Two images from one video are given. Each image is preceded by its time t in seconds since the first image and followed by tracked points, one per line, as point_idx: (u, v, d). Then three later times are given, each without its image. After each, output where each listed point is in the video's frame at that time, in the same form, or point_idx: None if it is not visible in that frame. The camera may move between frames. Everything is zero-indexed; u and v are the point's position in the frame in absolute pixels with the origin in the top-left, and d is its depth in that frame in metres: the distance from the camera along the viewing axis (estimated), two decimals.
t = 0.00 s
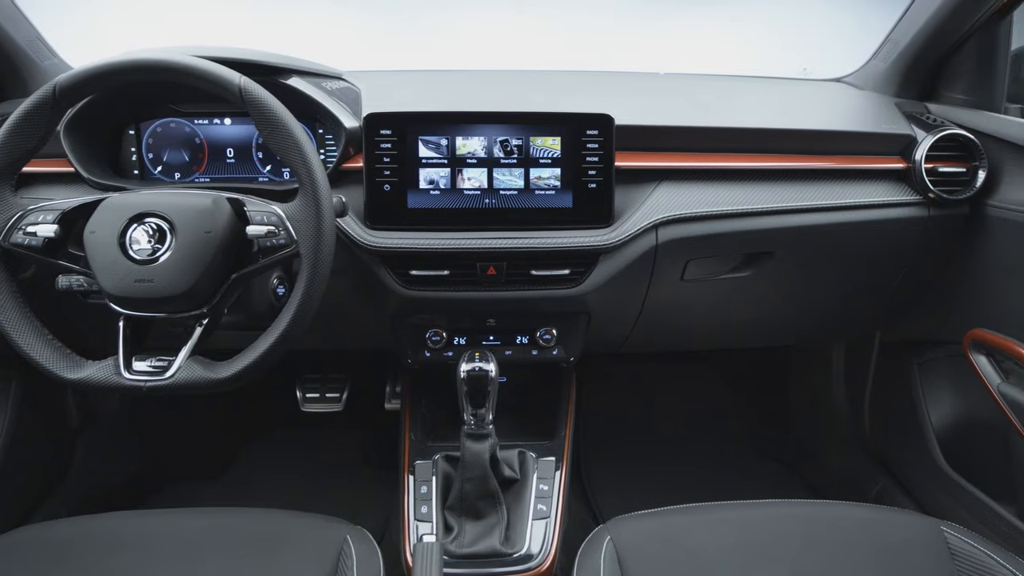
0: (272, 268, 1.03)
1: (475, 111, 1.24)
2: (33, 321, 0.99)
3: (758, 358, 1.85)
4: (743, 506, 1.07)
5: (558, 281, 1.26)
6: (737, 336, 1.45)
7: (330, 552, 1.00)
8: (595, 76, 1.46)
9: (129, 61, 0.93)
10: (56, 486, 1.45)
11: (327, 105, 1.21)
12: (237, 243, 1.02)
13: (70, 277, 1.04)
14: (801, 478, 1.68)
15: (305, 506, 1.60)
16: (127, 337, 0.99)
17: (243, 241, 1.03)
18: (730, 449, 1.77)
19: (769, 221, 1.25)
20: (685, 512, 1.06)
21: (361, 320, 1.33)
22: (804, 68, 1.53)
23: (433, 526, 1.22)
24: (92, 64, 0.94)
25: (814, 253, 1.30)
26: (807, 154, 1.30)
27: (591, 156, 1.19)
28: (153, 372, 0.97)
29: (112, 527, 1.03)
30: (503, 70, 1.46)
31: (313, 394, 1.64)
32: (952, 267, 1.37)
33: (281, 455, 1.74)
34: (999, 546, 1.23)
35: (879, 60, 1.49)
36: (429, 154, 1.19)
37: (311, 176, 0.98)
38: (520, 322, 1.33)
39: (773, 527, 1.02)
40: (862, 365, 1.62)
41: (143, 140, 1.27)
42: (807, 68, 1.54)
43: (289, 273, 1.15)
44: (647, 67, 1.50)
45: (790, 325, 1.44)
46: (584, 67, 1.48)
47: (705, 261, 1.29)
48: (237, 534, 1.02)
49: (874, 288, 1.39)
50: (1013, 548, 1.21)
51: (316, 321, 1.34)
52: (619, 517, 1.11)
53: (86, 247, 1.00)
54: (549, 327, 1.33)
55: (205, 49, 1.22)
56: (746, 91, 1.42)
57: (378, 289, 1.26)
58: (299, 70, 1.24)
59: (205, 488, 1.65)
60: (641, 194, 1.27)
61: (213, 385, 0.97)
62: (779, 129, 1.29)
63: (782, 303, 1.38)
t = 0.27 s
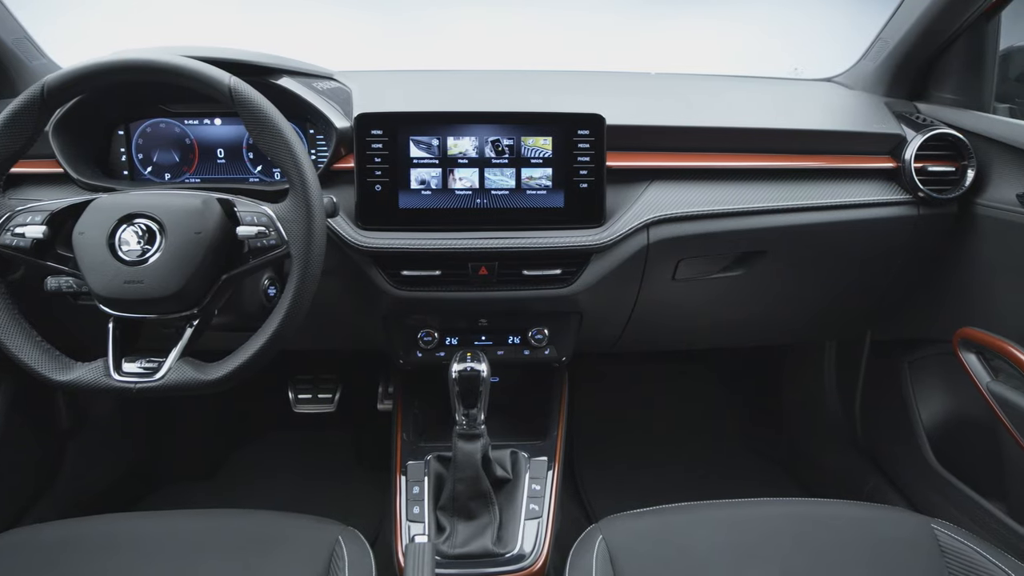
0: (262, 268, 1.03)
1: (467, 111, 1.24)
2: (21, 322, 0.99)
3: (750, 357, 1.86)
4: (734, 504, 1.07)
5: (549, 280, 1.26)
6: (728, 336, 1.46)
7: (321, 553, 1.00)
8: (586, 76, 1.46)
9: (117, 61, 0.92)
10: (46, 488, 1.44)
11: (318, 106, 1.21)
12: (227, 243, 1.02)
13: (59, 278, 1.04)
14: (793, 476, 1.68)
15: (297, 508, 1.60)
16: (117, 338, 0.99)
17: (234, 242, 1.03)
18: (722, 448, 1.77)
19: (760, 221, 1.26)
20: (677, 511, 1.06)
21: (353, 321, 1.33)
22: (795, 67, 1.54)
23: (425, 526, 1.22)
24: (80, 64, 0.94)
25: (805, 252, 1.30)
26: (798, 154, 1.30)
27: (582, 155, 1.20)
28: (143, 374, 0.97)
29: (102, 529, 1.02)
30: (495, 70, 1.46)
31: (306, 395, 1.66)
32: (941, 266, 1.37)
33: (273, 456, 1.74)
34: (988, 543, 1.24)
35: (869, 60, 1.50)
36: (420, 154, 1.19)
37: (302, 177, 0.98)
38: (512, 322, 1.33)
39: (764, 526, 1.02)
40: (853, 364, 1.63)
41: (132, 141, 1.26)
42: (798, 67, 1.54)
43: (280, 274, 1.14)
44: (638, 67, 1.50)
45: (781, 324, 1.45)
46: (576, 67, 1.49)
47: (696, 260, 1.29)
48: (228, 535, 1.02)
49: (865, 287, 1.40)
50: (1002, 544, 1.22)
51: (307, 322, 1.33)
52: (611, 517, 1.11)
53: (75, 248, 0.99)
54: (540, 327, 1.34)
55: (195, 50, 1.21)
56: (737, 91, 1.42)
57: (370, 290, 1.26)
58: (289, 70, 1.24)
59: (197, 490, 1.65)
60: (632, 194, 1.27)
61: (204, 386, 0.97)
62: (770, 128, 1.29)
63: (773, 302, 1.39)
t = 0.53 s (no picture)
0: (251, 269, 1.03)
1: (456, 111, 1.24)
2: (8, 324, 0.98)
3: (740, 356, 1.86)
4: (723, 503, 1.07)
5: (539, 280, 1.26)
6: (718, 334, 1.46)
7: (311, 554, 0.99)
8: (572, 76, 1.46)
9: (103, 61, 0.92)
10: (35, 491, 1.43)
11: (307, 106, 1.20)
12: (215, 244, 1.02)
13: (46, 280, 1.03)
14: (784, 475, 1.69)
15: (288, 509, 1.59)
16: (104, 340, 0.98)
17: (222, 243, 1.03)
18: (713, 447, 1.78)
19: (748, 220, 1.26)
20: (667, 509, 1.07)
21: (344, 322, 1.32)
22: (784, 67, 1.54)
23: (416, 527, 1.22)
24: (66, 64, 0.93)
25: (794, 251, 1.31)
26: (786, 153, 1.31)
27: (572, 155, 1.20)
28: (130, 376, 0.96)
29: (90, 532, 1.01)
30: (484, 70, 1.46)
31: (296, 396, 1.64)
32: (929, 265, 1.38)
33: (264, 458, 1.73)
34: (976, 539, 1.25)
35: (857, 60, 1.50)
36: (409, 155, 1.18)
37: (290, 177, 0.98)
38: (502, 322, 1.33)
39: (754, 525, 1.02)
40: (843, 362, 1.63)
41: (120, 142, 1.26)
42: (787, 67, 1.55)
43: (270, 275, 1.14)
44: (628, 68, 1.50)
45: (771, 322, 1.45)
46: (566, 67, 1.49)
47: (686, 259, 1.30)
48: (217, 538, 1.01)
49: (853, 286, 1.41)
50: (990, 541, 1.22)
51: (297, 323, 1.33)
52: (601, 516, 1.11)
53: (62, 250, 0.99)
54: (531, 327, 1.34)
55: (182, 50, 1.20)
56: (726, 90, 1.43)
57: (359, 290, 1.26)
58: (278, 70, 1.23)
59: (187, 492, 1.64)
60: (622, 193, 1.27)
61: (192, 388, 0.96)
62: (758, 128, 1.30)
63: (763, 301, 1.39)
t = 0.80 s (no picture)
0: (239, 270, 1.02)
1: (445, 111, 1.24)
2: None
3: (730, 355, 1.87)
4: (713, 501, 1.08)
5: (528, 280, 1.26)
6: (708, 333, 1.47)
7: (300, 556, 0.99)
8: (562, 76, 1.46)
9: (89, 61, 0.91)
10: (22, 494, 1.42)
11: (295, 106, 1.20)
12: (202, 245, 1.01)
13: (31, 282, 1.02)
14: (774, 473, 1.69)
15: (278, 511, 1.59)
16: (91, 342, 0.98)
17: (210, 244, 1.02)
18: (704, 446, 1.78)
19: (737, 220, 1.26)
20: (657, 508, 1.07)
21: (333, 322, 1.32)
22: (773, 67, 1.55)
23: (406, 528, 1.22)
24: (51, 64, 0.93)
25: (782, 250, 1.31)
26: (775, 152, 1.31)
27: (561, 155, 1.20)
28: (117, 378, 0.96)
29: (77, 535, 1.01)
30: (474, 70, 1.45)
31: (286, 398, 1.62)
32: (916, 263, 1.39)
33: (254, 459, 1.73)
34: (964, 535, 1.26)
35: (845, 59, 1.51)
36: (398, 155, 1.18)
37: (278, 177, 0.98)
38: (492, 322, 1.33)
39: (743, 524, 1.03)
40: (832, 360, 1.64)
41: (108, 142, 1.25)
42: (775, 67, 1.55)
43: (258, 276, 1.13)
44: (617, 68, 1.51)
45: (761, 321, 1.46)
46: (555, 67, 1.49)
47: (675, 259, 1.30)
48: (205, 540, 1.01)
49: (842, 284, 1.41)
50: (977, 537, 1.23)
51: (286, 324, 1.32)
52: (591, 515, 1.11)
53: (47, 251, 0.98)
54: (520, 327, 1.34)
55: (169, 50, 1.20)
56: (714, 90, 1.43)
57: (349, 291, 1.25)
58: (266, 70, 1.23)
59: (176, 495, 1.63)
60: (611, 193, 1.27)
61: (179, 390, 0.96)
62: (747, 127, 1.30)
63: (751, 300, 1.40)
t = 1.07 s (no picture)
0: (229, 271, 1.02)
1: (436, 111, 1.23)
2: None
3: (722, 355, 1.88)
4: (705, 500, 1.08)
5: (519, 280, 1.26)
6: (699, 333, 1.47)
7: (291, 557, 0.99)
8: (553, 76, 1.46)
9: (76, 61, 0.91)
10: (11, 497, 1.41)
11: (285, 106, 1.20)
12: (191, 246, 1.01)
13: (19, 283, 0.99)
14: (766, 472, 1.70)
15: (270, 512, 1.58)
16: (79, 344, 0.97)
17: (199, 244, 1.02)
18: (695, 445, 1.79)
19: (728, 219, 1.27)
20: (648, 508, 1.07)
21: (324, 323, 1.32)
22: (763, 67, 1.55)
23: (397, 528, 1.21)
24: (38, 64, 0.92)
25: (773, 249, 1.32)
26: (765, 152, 1.32)
27: (552, 154, 1.20)
28: (106, 379, 0.95)
29: (65, 538, 1.00)
30: (465, 70, 1.45)
31: (278, 398, 1.65)
32: (906, 262, 1.40)
33: (245, 461, 1.72)
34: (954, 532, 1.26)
35: (834, 60, 1.52)
36: (389, 155, 1.18)
37: (268, 178, 0.97)
38: (483, 322, 1.33)
39: (735, 522, 1.03)
40: (822, 359, 1.65)
41: (96, 143, 1.24)
42: (765, 67, 1.56)
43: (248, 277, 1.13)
44: (608, 68, 1.51)
45: (752, 320, 1.46)
46: (546, 67, 1.49)
47: (666, 258, 1.30)
48: (195, 542, 1.00)
49: (832, 283, 1.42)
50: (967, 534, 1.24)
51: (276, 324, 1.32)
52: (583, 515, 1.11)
53: (34, 253, 0.97)
54: (512, 327, 1.34)
55: (157, 50, 1.19)
56: (704, 90, 1.43)
57: (339, 292, 1.25)
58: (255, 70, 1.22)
59: (166, 497, 1.62)
60: (602, 193, 1.28)
61: (169, 392, 0.95)
62: (737, 127, 1.30)
63: (742, 300, 1.40)
